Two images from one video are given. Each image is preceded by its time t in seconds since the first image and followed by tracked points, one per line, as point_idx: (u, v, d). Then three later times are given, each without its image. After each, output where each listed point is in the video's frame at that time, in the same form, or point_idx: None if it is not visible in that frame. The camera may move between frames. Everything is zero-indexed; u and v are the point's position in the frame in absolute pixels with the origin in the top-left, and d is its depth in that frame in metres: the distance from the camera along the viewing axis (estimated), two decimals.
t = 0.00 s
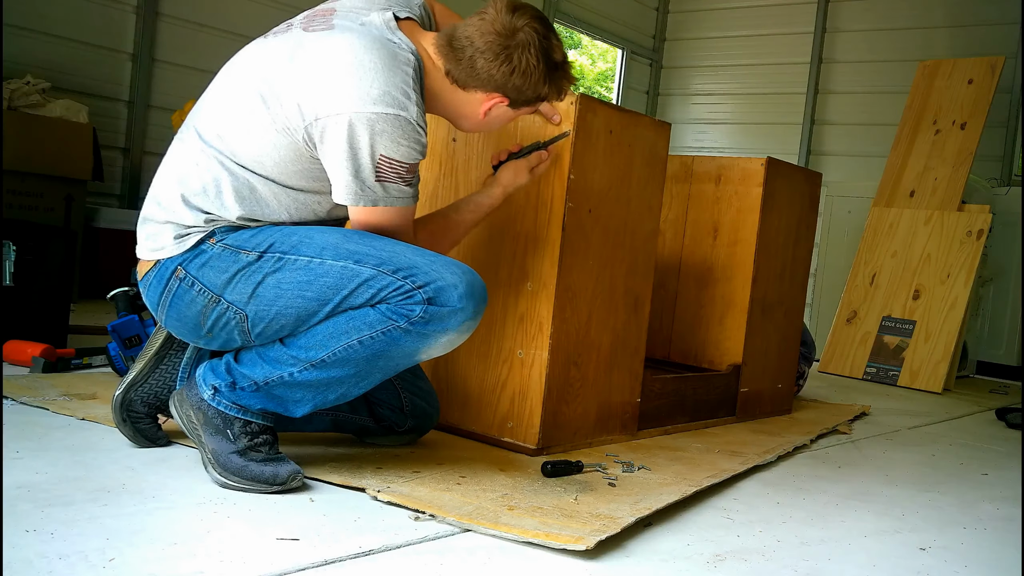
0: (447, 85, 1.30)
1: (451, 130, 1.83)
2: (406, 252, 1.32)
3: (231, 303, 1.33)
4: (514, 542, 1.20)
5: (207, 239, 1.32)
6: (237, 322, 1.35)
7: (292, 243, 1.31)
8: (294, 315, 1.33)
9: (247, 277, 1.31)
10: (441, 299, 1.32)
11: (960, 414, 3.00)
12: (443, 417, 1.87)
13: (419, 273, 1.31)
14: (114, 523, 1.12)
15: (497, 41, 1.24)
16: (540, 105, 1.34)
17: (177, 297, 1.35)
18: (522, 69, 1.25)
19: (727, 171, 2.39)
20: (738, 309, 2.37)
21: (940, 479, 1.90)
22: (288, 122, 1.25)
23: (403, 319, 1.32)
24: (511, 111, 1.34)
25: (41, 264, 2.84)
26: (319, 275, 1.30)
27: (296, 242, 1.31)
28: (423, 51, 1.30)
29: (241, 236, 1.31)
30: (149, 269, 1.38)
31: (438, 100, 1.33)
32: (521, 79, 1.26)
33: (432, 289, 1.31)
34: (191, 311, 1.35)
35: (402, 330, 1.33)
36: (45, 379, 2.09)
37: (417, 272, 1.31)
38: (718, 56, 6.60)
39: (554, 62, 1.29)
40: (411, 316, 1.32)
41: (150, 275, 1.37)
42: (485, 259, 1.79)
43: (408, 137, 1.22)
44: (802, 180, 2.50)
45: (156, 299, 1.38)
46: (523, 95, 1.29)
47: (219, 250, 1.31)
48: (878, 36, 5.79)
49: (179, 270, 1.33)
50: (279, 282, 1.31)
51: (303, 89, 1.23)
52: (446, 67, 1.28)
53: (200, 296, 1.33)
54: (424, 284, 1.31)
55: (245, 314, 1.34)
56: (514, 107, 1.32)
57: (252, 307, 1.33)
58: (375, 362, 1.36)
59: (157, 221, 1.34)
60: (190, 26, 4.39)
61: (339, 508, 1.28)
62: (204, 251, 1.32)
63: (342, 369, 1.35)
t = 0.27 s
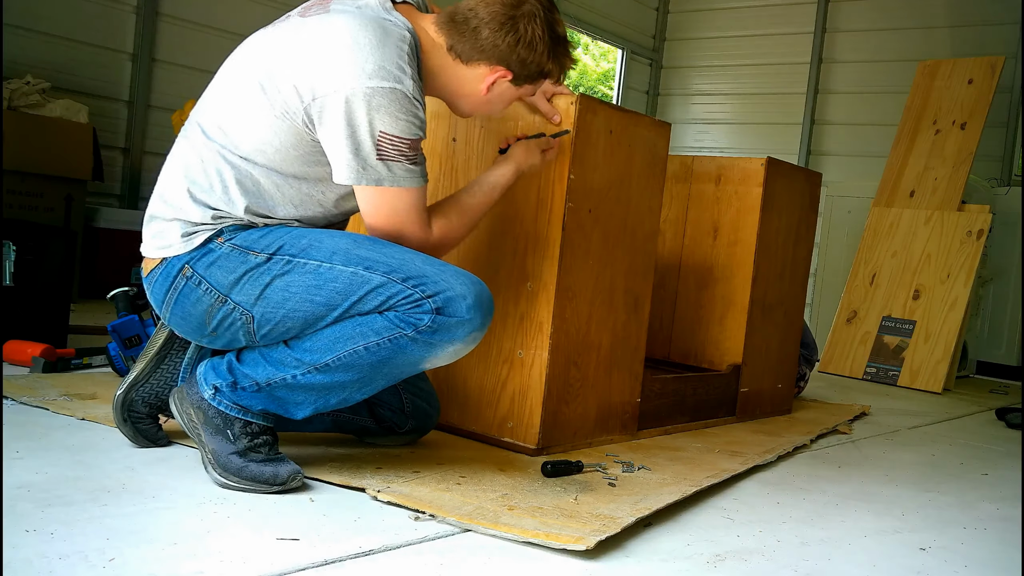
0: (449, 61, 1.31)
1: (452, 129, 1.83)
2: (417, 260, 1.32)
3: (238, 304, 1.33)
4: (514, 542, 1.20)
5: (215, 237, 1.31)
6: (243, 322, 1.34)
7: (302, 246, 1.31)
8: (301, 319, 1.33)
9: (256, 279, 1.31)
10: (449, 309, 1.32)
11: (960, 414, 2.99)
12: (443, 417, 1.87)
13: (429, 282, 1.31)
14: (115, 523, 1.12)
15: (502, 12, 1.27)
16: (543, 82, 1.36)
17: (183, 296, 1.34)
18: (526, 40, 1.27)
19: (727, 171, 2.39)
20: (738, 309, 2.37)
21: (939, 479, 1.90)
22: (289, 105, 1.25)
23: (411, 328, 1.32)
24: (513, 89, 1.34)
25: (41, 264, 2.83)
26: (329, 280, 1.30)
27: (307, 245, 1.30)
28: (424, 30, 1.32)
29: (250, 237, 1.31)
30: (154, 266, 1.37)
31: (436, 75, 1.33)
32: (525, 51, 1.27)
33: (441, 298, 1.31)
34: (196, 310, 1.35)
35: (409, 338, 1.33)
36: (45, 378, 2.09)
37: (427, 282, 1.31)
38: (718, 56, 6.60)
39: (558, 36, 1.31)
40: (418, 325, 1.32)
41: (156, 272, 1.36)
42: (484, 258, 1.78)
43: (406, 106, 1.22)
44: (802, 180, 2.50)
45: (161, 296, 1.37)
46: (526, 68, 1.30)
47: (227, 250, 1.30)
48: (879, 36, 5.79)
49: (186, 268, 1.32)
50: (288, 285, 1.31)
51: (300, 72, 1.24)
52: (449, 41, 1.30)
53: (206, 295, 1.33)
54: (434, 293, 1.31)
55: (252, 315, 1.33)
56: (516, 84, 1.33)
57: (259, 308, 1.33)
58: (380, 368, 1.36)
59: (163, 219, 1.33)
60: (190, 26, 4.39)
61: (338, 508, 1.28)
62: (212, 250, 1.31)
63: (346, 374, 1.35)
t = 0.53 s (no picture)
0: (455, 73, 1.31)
1: (452, 130, 1.82)
2: (390, 248, 1.31)
3: (221, 302, 1.32)
4: (514, 542, 1.20)
5: (201, 238, 1.32)
6: (227, 321, 1.34)
7: (279, 241, 1.30)
8: (282, 315, 1.32)
9: (235, 275, 1.31)
10: (424, 297, 1.31)
11: (960, 414, 2.99)
12: (443, 417, 1.87)
13: (401, 269, 1.30)
14: (115, 523, 1.12)
15: (497, 17, 1.25)
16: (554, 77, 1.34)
17: (169, 296, 1.34)
18: (526, 41, 1.25)
19: (727, 171, 2.39)
20: (738, 309, 2.37)
21: (940, 479, 1.90)
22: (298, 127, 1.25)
23: (386, 319, 1.31)
24: (524, 89, 1.34)
25: (41, 264, 2.83)
26: (303, 272, 1.30)
27: (281, 239, 1.30)
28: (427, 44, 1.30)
29: (232, 236, 1.31)
30: (143, 267, 1.38)
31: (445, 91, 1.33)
32: (527, 52, 1.25)
33: (415, 287, 1.30)
34: (183, 310, 1.35)
35: (386, 330, 1.32)
36: (45, 379, 2.09)
37: (398, 269, 1.30)
38: (718, 56, 6.61)
39: (558, 26, 1.29)
40: (394, 316, 1.31)
41: (145, 273, 1.37)
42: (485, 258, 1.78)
43: (409, 145, 1.22)
44: (802, 181, 2.50)
45: (150, 298, 1.37)
46: (533, 67, 1.28)
47: (211, 249, 1.31)
48: (879, 35, 5.79)
49: (172, 269, 1.33)
50: (265, 280, 1.30)
51: (311, 93, 1.24)
52: (452, 54, 1.29)
53: (190, 295, 1.33)
54: (406, 281, 1.30)
55: (233, 313, 1.33)
56: (525, 84, 1.32)
57: (240, 305, 1.32)
58: (361, 363, 1.35)
59: (154, 218, 1.34)
60: (190, 26, 4.39)
61: (338, 508, 1.28)
62: (196, 250, 1.32)
63: (330, 370, 1.35)
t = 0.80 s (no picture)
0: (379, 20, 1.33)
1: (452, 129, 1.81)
2: (403, 253, 1.33)
3: (229, 302, 1.31)
4: (514, 542, 1.20)
5: (201, 236, 1.30)
6: (235, 321, 1.33)
7: (287, 240, 1.29)
8: (292, 316, 1.32)
9: (245, 275, 1.29)
10: (438, 303, 1.32)
11: (960, 414, 2.99)
12: (443, 417, 1.87)
13: (416, 275, 1.31)
14: (115, 523, 1.12)
15: None
16: (477, 26, 1.34)
17: (174, 298, 1.33)
18: None
19: (727, 171, 2.39)
20: (738, 309, 2.37)
21: (940, 479, 1.90)
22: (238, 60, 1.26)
23: (401, 324, 1.32)
24: (445, 35, 1.33)
25: (41, 264, 2.83)
26: (315, 275, 1.29)
27: (291, 239, 1.29)
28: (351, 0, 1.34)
29: (237, 233, 1.30)
30: (144, 274, 1.35)
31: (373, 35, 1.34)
32: None
33: (429, 292, 1.31)
34: (189, 311, 1.33)
35: (400, 335, 1.33)
36: (44, 379, 2.09)
37: (413, 275, 1.31)
38: (718, 56, 6.60)
39: None
40: (408, 321, 1.32)
41: (145, 279, 1.35)
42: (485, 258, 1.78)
43: (340, 34, 1.25)
44: (801, 181, 2.50)
45: (153, 304, 1.35)
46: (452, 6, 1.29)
47: (214, 249, 1.29)
48: (879, 35, 5.79)
49: (177, 270, 1.31)
50: (274, 281, 1.29)
51: (234, 35, 1.27)
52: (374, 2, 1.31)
53: (197, 295, 1.31)
54: (421, 287, 1.31)
55: (242, 313, 1.32)
56: (446, 28, 1.32)
57: (249, 306, 1.31)
58: (372, 366, 1.36)
59: (141, 219, 1.33)
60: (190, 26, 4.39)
61: (338, 507, 1.29)
62: (199, 250, 1.30)
63: (340, 372, 1.35)
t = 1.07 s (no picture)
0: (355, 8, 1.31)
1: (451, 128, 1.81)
2: (412, 248, 1.34)
3: (236, 298, 1.31)
4: (514, 542, 1.20)
5: (204, 231, 1.30)
6: (242, 317, 1.33)
7: (294, 237, 1.30)
8: (301, 310, 1.32)
9: (252, 271, 1.29)
10: (449, 295, 1.33)
11: (960, 414, 2.99)
12: (442, 418, 1.87)
13: (427, 269, 1.32)
14: (115, 523, 1.12)
15: None
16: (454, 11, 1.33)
17: (178, 295, 1.33)
18: None
19: (727, 171, 2.39)
20: (738, 309, 2.37)
21: (940, 479, 1.90)
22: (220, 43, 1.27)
23: (412, 316, 1.32)
24: (421, 20, 1.32)
25: (41, 264, 2.83)
26: (326, 271, 1.30)
27: (300, 235, 1.30)
28: None
29: (242, 229, 1.30)
30: (144, 270, 1.34)
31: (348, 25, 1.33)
32: None
33: (440, 285, 1.32)
34: (193, 308, 1.33)
35: (411, 327, 1.33)
36: (44, 379, 2.09)
37: (424, 269, 1.32)
38: (718, 56, 6.61)
39: None
40: (420, 313, 1.32)
41: (147, 276, 1.34)
42: (485, 258, 1.78)
43: None
44: (801, 180, 2.50)
45: (155, 302, 1.35)
46: None
47: (219, 245, 1.29)
48: (879, 35, 5.79)
49: (181, 267, 1.31)
50: (284, 277, 1.30)
51: (215, 20, 1.28)
52: None
53: (202, 292, 1.31)
54: (433, 281, 1.32)
55: (250, 309, 1.32)
56: (422, 12, 1.31)
57: (257, 302, 1.31)
58: (381, 358, 1.36)
59: (139, 215, 1.32)
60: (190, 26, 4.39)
61: (338, 508, 1.28)
62: (203, 245, 1.30)
63: (348, 364, 1.35)
